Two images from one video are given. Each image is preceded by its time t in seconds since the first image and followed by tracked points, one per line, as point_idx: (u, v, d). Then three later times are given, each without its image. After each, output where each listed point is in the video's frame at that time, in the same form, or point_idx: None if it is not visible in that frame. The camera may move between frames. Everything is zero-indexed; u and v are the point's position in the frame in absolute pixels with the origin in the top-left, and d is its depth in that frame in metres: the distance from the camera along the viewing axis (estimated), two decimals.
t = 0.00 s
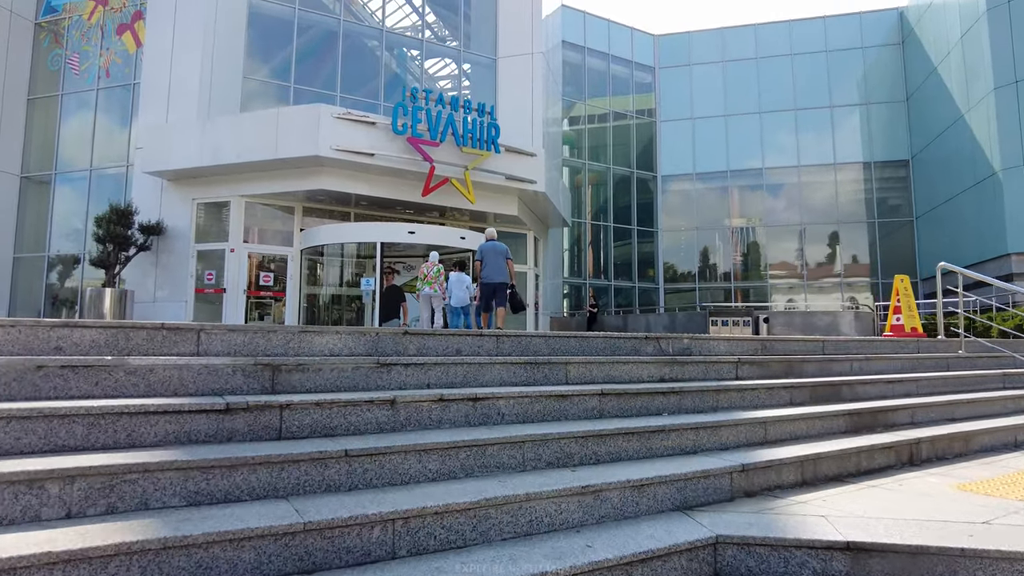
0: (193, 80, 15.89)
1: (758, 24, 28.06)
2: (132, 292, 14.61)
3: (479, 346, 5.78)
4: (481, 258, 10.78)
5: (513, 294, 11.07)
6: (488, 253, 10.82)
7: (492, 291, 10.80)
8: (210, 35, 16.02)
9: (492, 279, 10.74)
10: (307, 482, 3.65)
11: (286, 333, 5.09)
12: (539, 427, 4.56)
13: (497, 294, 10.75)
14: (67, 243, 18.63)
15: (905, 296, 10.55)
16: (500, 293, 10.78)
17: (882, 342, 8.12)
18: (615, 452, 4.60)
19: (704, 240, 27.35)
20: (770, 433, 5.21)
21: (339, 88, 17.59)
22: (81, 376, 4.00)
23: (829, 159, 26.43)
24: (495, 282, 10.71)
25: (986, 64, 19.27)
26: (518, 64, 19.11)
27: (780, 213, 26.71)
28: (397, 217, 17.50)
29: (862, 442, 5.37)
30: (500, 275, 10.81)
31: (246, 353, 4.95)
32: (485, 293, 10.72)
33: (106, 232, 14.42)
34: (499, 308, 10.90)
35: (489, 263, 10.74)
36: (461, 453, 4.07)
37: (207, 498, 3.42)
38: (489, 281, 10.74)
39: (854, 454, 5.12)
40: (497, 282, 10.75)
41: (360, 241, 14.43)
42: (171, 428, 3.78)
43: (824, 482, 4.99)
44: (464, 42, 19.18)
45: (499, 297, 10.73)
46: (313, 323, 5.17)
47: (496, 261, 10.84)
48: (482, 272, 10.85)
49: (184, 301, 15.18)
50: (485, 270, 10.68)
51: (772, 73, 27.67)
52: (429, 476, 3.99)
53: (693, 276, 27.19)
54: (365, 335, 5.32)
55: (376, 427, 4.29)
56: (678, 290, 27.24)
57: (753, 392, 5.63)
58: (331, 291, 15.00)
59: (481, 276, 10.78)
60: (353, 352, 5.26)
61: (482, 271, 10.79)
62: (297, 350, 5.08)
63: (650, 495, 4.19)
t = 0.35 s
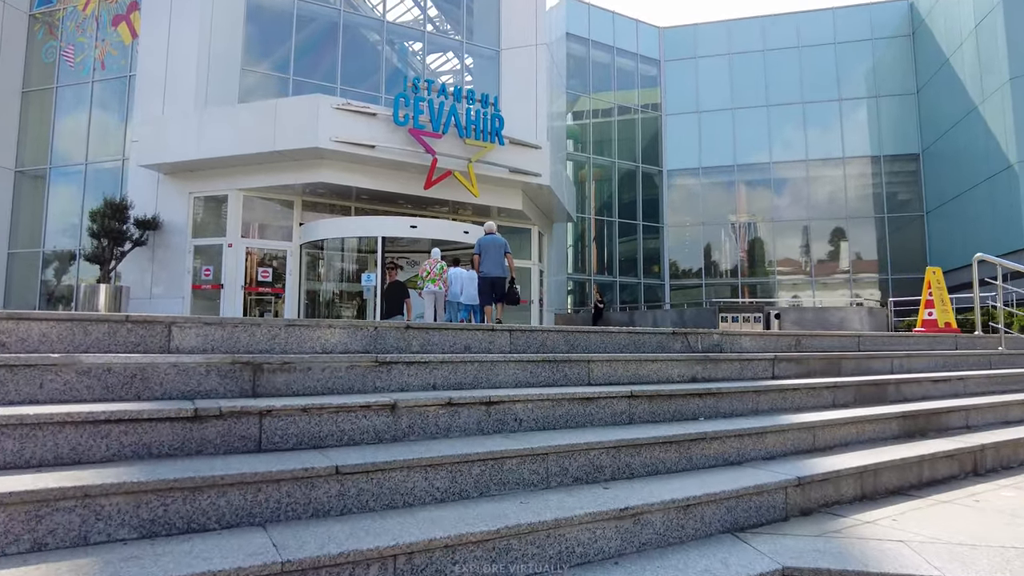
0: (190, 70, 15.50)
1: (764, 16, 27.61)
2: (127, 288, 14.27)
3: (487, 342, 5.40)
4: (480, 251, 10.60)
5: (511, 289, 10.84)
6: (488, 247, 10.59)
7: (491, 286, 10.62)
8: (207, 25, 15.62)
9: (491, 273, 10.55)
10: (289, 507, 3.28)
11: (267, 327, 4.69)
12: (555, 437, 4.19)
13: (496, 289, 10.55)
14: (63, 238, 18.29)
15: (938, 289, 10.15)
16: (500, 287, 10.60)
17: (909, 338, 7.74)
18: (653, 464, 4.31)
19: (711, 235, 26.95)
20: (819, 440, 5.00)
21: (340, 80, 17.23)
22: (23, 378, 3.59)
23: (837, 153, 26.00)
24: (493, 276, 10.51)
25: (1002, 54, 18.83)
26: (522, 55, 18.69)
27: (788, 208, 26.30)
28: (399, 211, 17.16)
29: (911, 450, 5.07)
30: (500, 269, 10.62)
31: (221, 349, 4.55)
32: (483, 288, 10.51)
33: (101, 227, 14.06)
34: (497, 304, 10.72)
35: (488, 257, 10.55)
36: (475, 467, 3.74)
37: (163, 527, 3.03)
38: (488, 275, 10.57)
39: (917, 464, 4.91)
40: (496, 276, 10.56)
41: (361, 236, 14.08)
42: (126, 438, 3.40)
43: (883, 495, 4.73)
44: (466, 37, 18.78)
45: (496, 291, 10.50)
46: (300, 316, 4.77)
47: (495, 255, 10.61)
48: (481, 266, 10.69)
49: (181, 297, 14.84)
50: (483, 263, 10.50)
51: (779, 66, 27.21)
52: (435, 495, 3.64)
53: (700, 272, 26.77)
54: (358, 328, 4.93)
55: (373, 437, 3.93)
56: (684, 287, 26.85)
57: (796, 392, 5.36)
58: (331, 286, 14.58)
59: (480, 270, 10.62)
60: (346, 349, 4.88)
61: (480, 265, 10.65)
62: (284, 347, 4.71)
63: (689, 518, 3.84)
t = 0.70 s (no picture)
0: (189, 62, 15.13)
1: (774, 7, 27.10)
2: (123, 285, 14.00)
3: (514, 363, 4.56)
4: (484, 255, 10.29)
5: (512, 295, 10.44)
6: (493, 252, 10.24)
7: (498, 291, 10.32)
8: (207, 16, 15.24)
9: (496, 277, 10.25)
10: None
11: (253, 352, 3.76)
12: (589, 485, 3.45)
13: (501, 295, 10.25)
14: (61, 234, 18.00)
15: (969, 287, 9.73)
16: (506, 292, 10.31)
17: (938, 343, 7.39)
18: (703, 515, 3.57)
19: (718, 231, 26.58)
20: (876, 474, 4.37)
21: (342, 72, 16.83)
22: None
23: (848, 147, 25.58)
24: (499, 282, 10.20)
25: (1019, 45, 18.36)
26: (528, 46, 18.25)
27: (797, 203, 25.92)
28: (402, 206, 16.81)
29: (1002, 485, 4.52)
30: (505, 274, 10.30)
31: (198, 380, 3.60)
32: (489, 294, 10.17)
33: (97, 223, 13.73)
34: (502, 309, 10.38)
35: (492, 263, 10.23)
36: (500, 532, 2.96)
37: None
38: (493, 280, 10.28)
39: (996, 506, 4.25)
40: (502, 281, 10.25)
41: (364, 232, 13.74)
42: (76, 505, 2.61)
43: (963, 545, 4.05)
44: (470, 28, 18.32)
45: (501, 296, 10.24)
46: (295, 336, 3.87)
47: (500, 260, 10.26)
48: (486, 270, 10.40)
49: (179, 295, 14.57)
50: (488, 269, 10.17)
51: (788, 58, 26.74)
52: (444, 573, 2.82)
53: (708, 268, 26.42)
54: (354, 349, 4.06)
55: (378, 490, 3.14)
56: (692, 282, 26.49)
57: (846, 416, 4.72)
58: (333, 283, 14.11)
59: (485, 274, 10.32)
60: (343, 376, 4.02)
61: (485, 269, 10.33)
62: (274, 375, 3.80)
63: None
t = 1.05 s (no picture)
0: (189, 61, 14.90)
1: (783, 3, 26.69)
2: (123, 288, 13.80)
3: (535, 393, 3.48)
4: (487, 262, 9.97)
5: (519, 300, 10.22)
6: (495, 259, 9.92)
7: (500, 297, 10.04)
8: (207, 15, 15.00)
9: (498, 284, 9.96)
10: None
11: (227, 389, 2.85)
12: (610, 548, 2.60)
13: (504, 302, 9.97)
14: (61, 235, 17.80)
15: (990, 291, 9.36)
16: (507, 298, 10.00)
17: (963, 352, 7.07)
18: None
19: (725, 230, 26.23)
20: (930, 520, 3.43)
21: (344, 70, 16.55)
22: None
23: (857, 147, 25.18)
24: (500, 288, 9.90)
25: None
26: (533, 44, 17.95)
27: (806, 203, 25.57)
28: (405, 207, 16.54)
29: None
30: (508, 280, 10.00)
31: (167, 425, 2.70)
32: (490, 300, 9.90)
33: (96, 225, 13.49)
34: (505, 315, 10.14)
35: (494, 270, 9.92)
36: None
37: None
38: (494, 286, 9.98)
39: None
40: (505, 287, 9.95)
41: (365, 233, 13.53)
42: None
43: None
44: (475, 26, 18.02)
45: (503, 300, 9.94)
46: (276, 368, 2.94)
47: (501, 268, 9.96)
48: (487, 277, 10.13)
49: (179, 298, 14.37)
50: (489, 276, 9.89)
51: (798, 55, 26.33)
52: None
53: (715, 269, 26.07)
54: (341, 382, 3.05)
55: (363, 561, 2.35)
56: (699, 282, 26.18)
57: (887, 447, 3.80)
58: (334, 285, 13.88)
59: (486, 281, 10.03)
60: (329, 415, 3.01)
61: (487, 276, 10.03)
62: (250, 416, 2.86)
63: None
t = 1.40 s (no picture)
0: (196, 64, 14.78)
1: None
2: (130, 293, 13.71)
3: (553, 430, 2.87)
4: (489, 272, 9.72)
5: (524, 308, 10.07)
6: (498, 268, 9.75)
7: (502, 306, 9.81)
8: (213, 17, 14.86)
9: (502, 292, 9.74)
10: None
11: (206, 435, 2.34)
12: None
13: (506, 310, 9.75)
14: (70, 239, 17.74)
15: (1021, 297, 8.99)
16: (511, 307, 9.78)
17: (998, 363, 6.74)
18: None
19: (738, 231, 25.86)
20: None
21: (352, 72, 16.35)
22: None
23: (874, 146, 24.74)
24: (504, 297, 9.70)
25: None
26: (543, 44, 17.69)
27: (821, 204, 25.17)
28: (413, 210, 16.34)
29: None
30: (512, 289, 9.81)
31: (141, 483, 2.20)
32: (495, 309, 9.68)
33: (103, 230, 13.37)
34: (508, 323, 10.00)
35: (497, 278, 9.72)
36: None
37: None
38: (498, 295, 9.76)
39: None
40: (509, 296, 9.74)
41: (374, 237, 13.32)
42: None
43: None
44: (484, 26, 17.78)
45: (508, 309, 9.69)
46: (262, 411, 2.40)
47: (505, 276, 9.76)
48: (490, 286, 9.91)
49: (186, 303, 14.25)
50: (493, 285, 9.63)
51: (812, 52, 25.92)
52: None
53: (729, 270, 25.72)
54: (335, 425, 2.51)
55: None
56: (712, 284, 25.86)
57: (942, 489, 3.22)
58: (342, 290, 13.69)
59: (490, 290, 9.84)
60: (321, 462, 2.48)
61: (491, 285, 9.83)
62: (234, 468, 2.34)
63: None
